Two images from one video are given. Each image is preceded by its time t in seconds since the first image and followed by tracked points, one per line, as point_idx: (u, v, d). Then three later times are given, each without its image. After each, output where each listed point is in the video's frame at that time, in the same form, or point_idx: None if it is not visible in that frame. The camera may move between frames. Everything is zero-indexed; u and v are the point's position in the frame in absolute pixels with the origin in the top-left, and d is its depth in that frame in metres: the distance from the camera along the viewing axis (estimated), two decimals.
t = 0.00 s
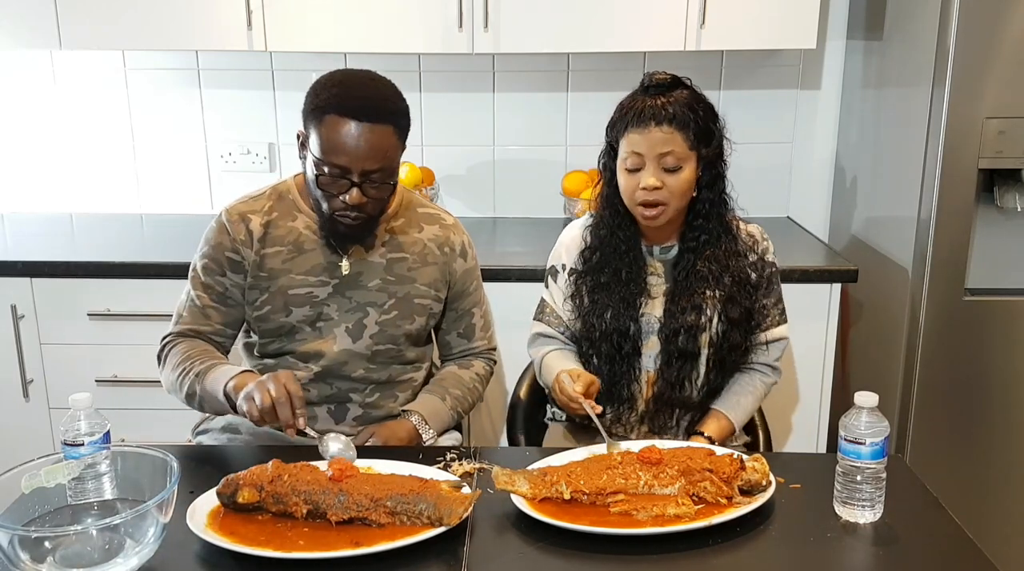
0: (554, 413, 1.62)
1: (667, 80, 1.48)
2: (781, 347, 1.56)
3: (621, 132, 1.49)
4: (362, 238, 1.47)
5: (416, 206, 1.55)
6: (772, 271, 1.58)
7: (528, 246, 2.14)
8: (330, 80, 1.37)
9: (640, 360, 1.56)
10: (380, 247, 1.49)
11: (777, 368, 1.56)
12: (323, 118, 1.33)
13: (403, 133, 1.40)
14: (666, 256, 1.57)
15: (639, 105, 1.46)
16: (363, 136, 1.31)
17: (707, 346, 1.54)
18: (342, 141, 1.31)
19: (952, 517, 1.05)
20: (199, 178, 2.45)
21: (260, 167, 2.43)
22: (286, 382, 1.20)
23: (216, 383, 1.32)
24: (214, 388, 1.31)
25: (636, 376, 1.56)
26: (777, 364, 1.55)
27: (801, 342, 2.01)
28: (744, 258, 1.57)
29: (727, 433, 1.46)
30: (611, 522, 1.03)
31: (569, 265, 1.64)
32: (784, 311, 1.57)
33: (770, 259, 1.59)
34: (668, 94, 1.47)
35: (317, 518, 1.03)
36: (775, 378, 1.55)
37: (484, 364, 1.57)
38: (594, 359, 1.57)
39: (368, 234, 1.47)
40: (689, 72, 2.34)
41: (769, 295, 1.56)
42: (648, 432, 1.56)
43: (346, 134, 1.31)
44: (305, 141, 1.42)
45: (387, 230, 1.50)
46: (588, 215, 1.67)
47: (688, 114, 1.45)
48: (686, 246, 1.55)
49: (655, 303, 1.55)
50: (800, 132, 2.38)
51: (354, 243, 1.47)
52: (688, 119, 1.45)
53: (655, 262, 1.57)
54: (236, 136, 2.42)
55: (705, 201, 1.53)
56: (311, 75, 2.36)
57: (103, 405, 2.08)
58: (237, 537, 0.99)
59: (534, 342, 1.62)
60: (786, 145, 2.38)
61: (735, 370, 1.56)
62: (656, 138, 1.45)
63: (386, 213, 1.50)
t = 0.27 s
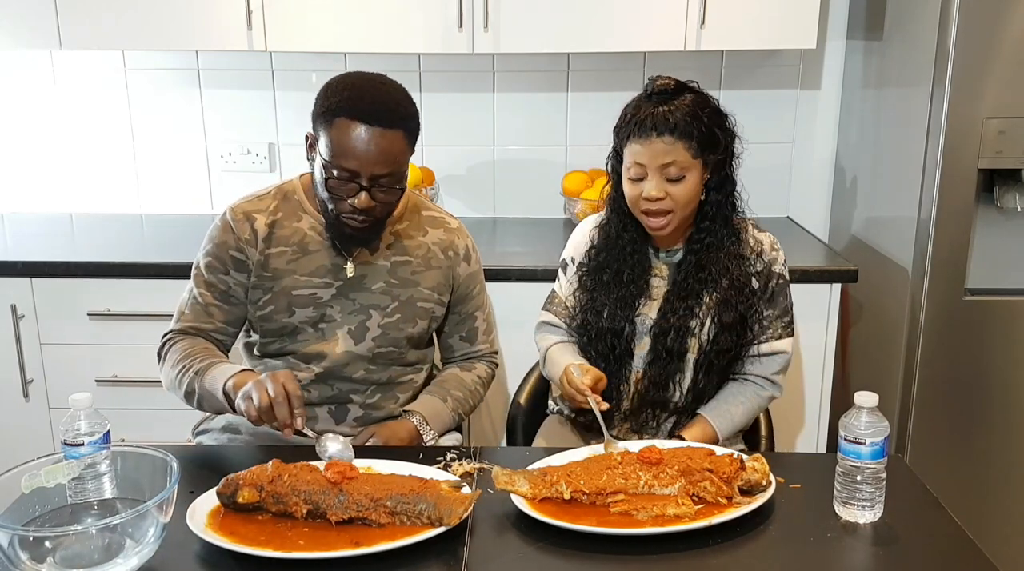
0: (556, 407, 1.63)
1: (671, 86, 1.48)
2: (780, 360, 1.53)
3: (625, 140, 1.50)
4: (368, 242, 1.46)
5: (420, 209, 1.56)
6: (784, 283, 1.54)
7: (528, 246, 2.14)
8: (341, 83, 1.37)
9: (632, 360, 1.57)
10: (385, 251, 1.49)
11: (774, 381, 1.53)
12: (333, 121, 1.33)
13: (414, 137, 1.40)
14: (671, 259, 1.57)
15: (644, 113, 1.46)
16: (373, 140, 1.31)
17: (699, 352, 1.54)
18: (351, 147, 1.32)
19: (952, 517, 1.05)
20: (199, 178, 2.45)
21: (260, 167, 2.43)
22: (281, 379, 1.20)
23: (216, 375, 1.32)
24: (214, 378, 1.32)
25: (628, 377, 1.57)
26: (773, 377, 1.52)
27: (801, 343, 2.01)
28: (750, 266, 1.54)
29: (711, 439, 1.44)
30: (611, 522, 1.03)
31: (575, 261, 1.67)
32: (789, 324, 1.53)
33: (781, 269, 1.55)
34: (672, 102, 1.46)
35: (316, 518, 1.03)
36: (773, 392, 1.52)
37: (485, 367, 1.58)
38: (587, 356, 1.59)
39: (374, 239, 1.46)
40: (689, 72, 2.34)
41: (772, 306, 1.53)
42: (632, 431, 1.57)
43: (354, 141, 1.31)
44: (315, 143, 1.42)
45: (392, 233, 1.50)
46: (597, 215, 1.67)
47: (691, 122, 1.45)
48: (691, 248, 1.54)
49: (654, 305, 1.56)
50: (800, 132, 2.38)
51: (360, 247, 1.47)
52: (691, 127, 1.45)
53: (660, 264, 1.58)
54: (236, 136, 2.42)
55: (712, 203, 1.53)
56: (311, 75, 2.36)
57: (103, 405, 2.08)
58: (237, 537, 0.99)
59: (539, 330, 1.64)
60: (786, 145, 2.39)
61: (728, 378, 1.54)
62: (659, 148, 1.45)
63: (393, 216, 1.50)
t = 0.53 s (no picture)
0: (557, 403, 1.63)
1: (683, 78, 1.48)
2: (778, 370, 1.50)
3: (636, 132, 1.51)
4: (371, 243, 1.47)
5: (423, 210, 1.56)
6: (789, 292, 1.51)
7: (528, 246, 2.14)
8: (346, 83, 1.37)
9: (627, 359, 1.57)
10: (387, 251, 1.49)
11: (770, 391, 1.50)
12: (336, 123, 1.33)
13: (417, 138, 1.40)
14: (676, 261, 1.56)
15: (656, 103, 1.47)
16: (376, 141, 1.31)
17: (695, 356, 1.53)
18: (354, 147, 1.32)
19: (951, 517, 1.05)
20: (199, 178, 2.45)
21: (260, 167, 2.43)
22: (306, 374, 1.20)
23: (224, 371, 1.32)
24: (223, 373, 1.32)
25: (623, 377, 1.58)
26: (769, 387, 1.50)
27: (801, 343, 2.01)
28: (753, 273, 1.51)
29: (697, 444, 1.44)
30: (611, 522, 1.03)
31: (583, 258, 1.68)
32: (790, 334, 1.50)
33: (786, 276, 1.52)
34: (684, 93, 1.47)
35: (316, 518, 1.03)
36: (770, 402, 1.49)
37: (486, 367, 1.58)
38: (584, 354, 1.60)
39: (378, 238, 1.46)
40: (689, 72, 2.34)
41: (772, 315, 1.50)
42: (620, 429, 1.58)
43: (358, 141, 1.31)
44: (317, 145, 1.42)
45: (394, 234, 1.50)
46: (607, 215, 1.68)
47: (702, 114, 1.45)
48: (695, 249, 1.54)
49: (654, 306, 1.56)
50: (800, 132, 2.38)
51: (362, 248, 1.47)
52: (700, 118, 1.45)
53: (665, 265, 1.57)
54: (236, 136, 2.42)
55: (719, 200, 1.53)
56: (311, 75, 2.36)
57: (103, 405, 2.08)
58: (237, 537, 0.99)
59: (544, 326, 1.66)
60: (786, 145, 2.39)
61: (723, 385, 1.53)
62: (668, 138, 1.46)
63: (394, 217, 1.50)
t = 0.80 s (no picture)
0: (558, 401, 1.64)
1: (692, 74, 1.49)
2: (780, 378, 1.49)
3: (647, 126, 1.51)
4: (374, 243, 1.47)
5: (425, 211, 1.56)
6: (795, 300, 1.50)
7: (528, 246, 2.14)
8: (351, 83, 1.37)
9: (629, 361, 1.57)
10: (389, 252, 1.49)
11: (770, 399, 1.49)
12: (341, 122, 1.33)
13: (421, 139, 1.40)
14: (683, 264, 1.57)
15: (666, 99, 1.48)
16: (381, 141, 1.32)
17: (697, 360, 1.52)
18: (358, 147, 1.32)
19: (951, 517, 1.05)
20: (199, 178, 2.45)
21: (260, 167, 2.43)
22: (291, 382, 1.19)
23: (220, 373, 1.32)
24: (218, 376, 1.32)
25: (625, 378, 1.57)
26: (770, 394, 1.49)
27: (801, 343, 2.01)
28: (760, 279, 1.50)
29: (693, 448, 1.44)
30: (611, 522, 1.02)
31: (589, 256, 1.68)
32: (793, 342, 1.49)
33: (795, 286, 1.50)
34: (694, 89, 1.47)
35: (316, 518, 1.03)
36: (768, 409, 1.48)
37: (486, 368, 1.58)
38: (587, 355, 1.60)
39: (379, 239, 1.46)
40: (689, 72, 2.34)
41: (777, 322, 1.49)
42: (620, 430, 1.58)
43: (362, 141, 1.31)
44: (321, 145, 1.42)
45: (396, 234, 1.50)
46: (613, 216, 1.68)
47: (711, 108, 1.46)
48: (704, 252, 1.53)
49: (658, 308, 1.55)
50: (800, 132, 2.38)
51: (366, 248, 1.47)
52: (710, 112, 1.46)
53: (671, 267, 1.57)
54: (236, 136, 2.42)
55: (728, 201, 1.54)
56: (311, 75, 2.36)
57: (103, 405, 2.08)
58: (237, 537, 0.99)
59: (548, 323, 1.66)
60: (786, 145, 2.39)
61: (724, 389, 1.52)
62: (678, 131, 1.46)
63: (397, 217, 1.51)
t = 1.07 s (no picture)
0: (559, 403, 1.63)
1: (702, 84, 1.48)
2: (789, 378, 1.50)
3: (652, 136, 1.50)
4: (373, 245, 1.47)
5: (425, 212, 1.56)
6: (801, 300, 1.52)
7: (528, 246, 2.14)
8: (351, 83, 1.37)
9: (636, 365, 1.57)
10: (388, 253, 1.49)
11: (779, 399, 1.50)
12: (340, 123, 1.33)
13: (420, 138, 1.40)
14: (688, 265, 1.56)
15: (674, 108, 1.46)
16: (380, 142, 1.31)
17: (705, 363, 1.53)
18: (357, 146, 1.32)
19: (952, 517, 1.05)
20: (199, 178, 2.45)
21: (260, 167, 2.43)
22: (302, 383, 1.19)
23: (220, 365, 1.31)
24: (219, 367, 1.31)
25: (632, 382, 1.57)
26: (779, 395, 1.50)
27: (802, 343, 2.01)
28: (768, 281, 1.52)
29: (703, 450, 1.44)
30: (611, 522, 1.02)
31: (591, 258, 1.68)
32: (801, 342, 1.51)
33: (798, 287, 1.53)
34: (703, 99, 1.46)
35: (316, 518, 1.03)
36: (778, 409, 1.50)
37: (486, 368, 1.58)
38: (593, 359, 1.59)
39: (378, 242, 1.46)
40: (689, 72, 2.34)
41: (785, 323, 1.51)
42: (627, 432, 1.56)
43: (361, 140, 1.31)
44: (321, 145, 1.42)
45: (396, 235, 1.50)
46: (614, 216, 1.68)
47: (720, 121, 1.44)
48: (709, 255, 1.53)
49: (662, 310, 1.56)
50: (800, 132, 2.38)
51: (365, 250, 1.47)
52: (718, 126, 1.44)
53: (676, 269, 1.57)
54: (236, 136, 2.42)
55: (733, 210, 1.53)
56: (311, 75, 2.36)
57: (103, 405, 2.08)
58: (237, 537, 0.99)
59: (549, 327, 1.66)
60: (786, 145, 2.39)
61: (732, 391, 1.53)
62: (685, 145, 1.45)
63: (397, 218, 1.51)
